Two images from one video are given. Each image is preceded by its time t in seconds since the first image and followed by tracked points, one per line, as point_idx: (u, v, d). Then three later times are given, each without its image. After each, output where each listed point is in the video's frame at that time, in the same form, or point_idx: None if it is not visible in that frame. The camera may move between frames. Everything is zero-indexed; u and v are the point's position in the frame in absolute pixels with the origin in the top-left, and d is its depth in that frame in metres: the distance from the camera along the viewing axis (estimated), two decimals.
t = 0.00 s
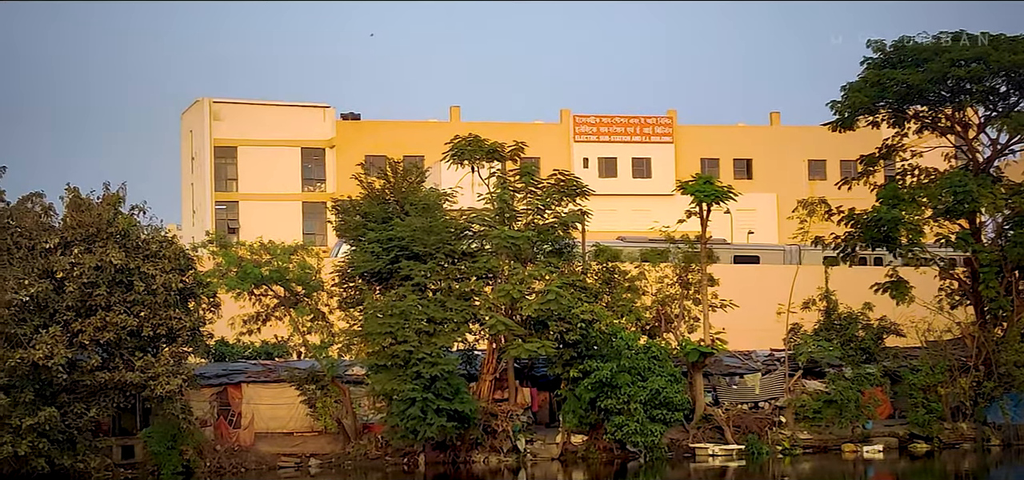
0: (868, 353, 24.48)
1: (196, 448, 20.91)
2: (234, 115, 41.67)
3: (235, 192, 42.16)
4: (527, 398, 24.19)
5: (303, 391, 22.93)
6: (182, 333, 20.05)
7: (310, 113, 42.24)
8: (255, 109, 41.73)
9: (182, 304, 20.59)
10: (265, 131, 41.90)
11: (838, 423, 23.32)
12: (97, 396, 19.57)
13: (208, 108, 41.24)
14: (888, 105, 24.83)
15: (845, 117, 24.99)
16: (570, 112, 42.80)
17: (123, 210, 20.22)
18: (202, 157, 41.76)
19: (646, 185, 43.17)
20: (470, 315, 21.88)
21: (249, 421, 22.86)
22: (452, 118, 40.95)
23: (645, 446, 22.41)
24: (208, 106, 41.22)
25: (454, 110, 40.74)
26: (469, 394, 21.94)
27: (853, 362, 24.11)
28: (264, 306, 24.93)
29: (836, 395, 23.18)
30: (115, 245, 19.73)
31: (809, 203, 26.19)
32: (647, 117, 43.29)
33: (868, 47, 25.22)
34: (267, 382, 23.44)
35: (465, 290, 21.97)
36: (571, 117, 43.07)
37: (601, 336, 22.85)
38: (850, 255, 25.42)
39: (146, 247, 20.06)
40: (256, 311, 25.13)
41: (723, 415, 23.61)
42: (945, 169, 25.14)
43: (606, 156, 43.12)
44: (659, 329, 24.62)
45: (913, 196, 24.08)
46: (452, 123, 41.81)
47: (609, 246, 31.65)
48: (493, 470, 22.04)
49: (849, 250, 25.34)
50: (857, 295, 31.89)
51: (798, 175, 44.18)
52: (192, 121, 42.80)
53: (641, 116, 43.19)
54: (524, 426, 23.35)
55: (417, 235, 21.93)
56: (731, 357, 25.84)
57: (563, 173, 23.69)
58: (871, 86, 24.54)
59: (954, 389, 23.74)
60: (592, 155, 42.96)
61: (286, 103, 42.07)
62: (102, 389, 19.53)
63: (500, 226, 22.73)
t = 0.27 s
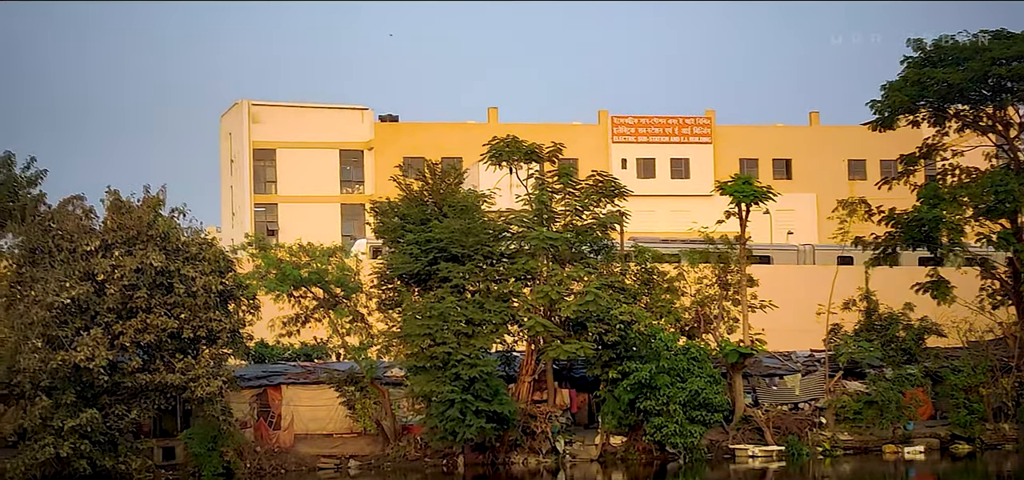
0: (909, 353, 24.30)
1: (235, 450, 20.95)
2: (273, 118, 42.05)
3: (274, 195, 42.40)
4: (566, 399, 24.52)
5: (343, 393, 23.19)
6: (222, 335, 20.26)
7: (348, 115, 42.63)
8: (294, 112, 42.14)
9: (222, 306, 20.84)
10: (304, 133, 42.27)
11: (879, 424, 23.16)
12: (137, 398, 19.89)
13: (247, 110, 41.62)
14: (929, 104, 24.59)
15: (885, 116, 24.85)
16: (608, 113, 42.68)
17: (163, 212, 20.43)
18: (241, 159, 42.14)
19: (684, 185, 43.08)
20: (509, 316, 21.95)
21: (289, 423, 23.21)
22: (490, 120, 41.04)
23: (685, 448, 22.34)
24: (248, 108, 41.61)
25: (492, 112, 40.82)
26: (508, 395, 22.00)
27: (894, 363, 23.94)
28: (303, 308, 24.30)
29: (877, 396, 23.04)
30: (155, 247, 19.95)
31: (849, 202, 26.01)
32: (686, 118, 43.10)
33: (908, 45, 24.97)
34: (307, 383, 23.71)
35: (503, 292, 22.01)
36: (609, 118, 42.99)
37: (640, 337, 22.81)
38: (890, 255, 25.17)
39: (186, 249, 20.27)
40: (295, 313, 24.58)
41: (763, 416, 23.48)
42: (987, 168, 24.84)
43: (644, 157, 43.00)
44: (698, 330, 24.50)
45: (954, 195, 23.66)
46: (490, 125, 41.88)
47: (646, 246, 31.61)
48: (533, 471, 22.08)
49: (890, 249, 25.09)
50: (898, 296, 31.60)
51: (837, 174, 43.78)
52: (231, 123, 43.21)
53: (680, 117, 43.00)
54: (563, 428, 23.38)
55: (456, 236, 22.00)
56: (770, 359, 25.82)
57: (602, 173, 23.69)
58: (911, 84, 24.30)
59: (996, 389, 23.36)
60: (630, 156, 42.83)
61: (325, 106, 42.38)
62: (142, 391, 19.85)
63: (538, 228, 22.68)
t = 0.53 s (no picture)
0: (966, 357, 23.91)
1: (291, 455, 21.52)
2: (325, 124, 42.68)
3: (327, 200, 42.91)
4: (620, 404, 24.28)
5: (397, 397, 23.23)
6: (277, 341, 20.51)
7: (401, 121, 43.02)
8: (345, 119, 42.71)
9: (277, 312, 21.13)
10: (357, 140, 42.71)
11: (937, 429, 22.83)
12: (193, 403, 20.26)
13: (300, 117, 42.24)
14: (985, 106, 24.25)
15: (941, 119, 24.60)
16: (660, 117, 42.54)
17: (218, 219, 20.74)
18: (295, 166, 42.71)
19: (738, 189, 42.66)
20: (562, 322, 21.98)
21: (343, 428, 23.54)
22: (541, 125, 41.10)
23: (739, 453, 22.18)
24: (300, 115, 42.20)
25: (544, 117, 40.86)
26: (561, 401, 22.04)
27: (952, 367, 23.60)
28: (357, 314, 24.85)
29: (934, 400, 22.74)
30: (210, 254, 20.20)
31: (903, 205, 25.68)
32: (739, 121, 42.78)
33: (964, 47, 24.67)
34: (359, 389, 23.84)
35: (556, 297, 22.11)
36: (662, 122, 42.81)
37: (694, 342, 22.65)
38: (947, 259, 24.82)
39: (240, 256, 20.55)
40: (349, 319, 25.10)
41: (819, 421, 23.23)
42: None
43: (696, 162, 42.75)
44: (753, 334, 24.32)
45: (1012, 197, 23.35)
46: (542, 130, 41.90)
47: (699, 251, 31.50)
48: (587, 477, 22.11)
49: (947, 254, 24.69)
50: (956, 300, 31.16)
51: (892, 174, 43.32)
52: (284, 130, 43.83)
53: (733, 120, 42.68)
54: (616, 433, 23.37)
55: (508, 242, 22.07)
56: (826, 364, 25.39)
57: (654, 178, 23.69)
58: (967, 86, 24.00)
59: None
60: (682, 160, 42.65)
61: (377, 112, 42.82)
62: (198, 397, 20.24)
63: (591, 233, 22.74)
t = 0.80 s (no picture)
0: (1018, 359, 23.48)
1: (338, 457, 21.90)
2: (372, 126, 42.86)
3: (374, 202, 43.12)
4: (669, 406, 24.21)
5: (444, 399, 23.59)
6: (324, 342, 20.79)
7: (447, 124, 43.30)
8: (392, 120, 42.98)
9: (324, 313, 21.38)
10: (403, 142, 43.00)
11: (988, 431, 22.66)
12: (242, 404, 20.40)
13: (347, 119, 42.54)
14: None
15: (992, 119, 24.33)
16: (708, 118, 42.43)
17: (265, 221, 21.02)
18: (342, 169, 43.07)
19: (786, 190, 42.38)
20: (609, 323, 21.97)
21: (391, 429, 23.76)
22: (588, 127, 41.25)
23: (789, 456, 22.06)
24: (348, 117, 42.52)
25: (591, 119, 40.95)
26: (609, 403, 22.05)
27: (1004, 369, 23.22)
28: (404, 315, 24.55)
29: (985, 402, 22.58)
30: (258, 256, 20.48)
31: (954, 206, 25.63)
32: (787, 122, 42.70)
33: (1016, 46, 24.36)
34: (407, 390, 23.79)
35: (603, 298, 22.11)
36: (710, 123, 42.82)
37: (742, 343, 22.57)
38: (998, 260, 24.61)
39: (288, 257, 20.83)
40: (395, 320, 24.66)
41: (868, 424, 23.14)
42: None
43: (743, 163, 42.85)
44: (802, 336, 24.16)
45: None
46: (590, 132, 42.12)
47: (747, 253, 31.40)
48: None
49: (997, 254, 24.51)
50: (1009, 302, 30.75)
51: (943, 172, 41.73)
52: (332, 132, 44.27)
53: (781, 121, 42.66)
54: (664, 435, 23.33)
55: (555, 243, 22.19)
56: (875, 365, 25.09)
57: (702, 179, 23.65)
58: (1019, 86, 23.69)
59: None
60: (730, 162, 42.80)
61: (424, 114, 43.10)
62: (247, 398, 20.39)
63: (638, 234, 22.78)
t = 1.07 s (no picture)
0: None
1: (388, 454, 22.01)
2: (421, 124, 43.02)
3: (424, 201, 43.36)
4: (718, 405, 24.41)
5: (493, 397, 23.60)
6: (374, 340, 21.07)
7: (496, 122, 43.34)
8: (441, 119, 43.12)
9: (374, 312, 21.58)
10: (452, 141, 43.15)
11: None
12: (293, 402, 20.67)
13: (396, 118, 42.73)
14: None
15: None
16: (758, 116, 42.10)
17: (316, 219, 21.35)
18: (391, 168, 43.36)
19: (837, 188, 42.20)
20: (659, 322, 21.89)
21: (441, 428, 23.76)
22: (638, 125, 41.09)
23: (840, 455, 21.91)
24: (397, 115, 42.68)
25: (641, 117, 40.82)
26: (659, 401, 22.04)
27: None
28: (453, 313, 24.74)
29: None
30: (308, 254, 20.76)
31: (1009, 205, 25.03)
32: (839, 119, 42.20)
33: None
34: (456, 389, 24.24)
35: (653, 297, 22.05)
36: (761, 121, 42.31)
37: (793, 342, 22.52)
38: None
39: (338, 256, 21.08)
40: (445, 319, 24.87)
41: (921, 423, 22.84)
42: None
43: (796, 161, 42.23)
44: (854, 335, 23.97)
45: None
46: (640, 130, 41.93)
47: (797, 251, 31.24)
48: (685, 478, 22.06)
49: None
50: None
51: (993, 169, 40.39)
52: (381, 131, 44.54)
53: (833, 119, 42.14)
54: (715, 434, 23.26)
55: (605, 242, 22.15)
56: (928, 364, 24.93)
57: (753, 177, 23.46)
58: None
59: None
60: (782, 160, 42.17)
61: (473, 113, 43.18)
62: (297, 396, 20.68)
63: (688, 232, 22.65)
